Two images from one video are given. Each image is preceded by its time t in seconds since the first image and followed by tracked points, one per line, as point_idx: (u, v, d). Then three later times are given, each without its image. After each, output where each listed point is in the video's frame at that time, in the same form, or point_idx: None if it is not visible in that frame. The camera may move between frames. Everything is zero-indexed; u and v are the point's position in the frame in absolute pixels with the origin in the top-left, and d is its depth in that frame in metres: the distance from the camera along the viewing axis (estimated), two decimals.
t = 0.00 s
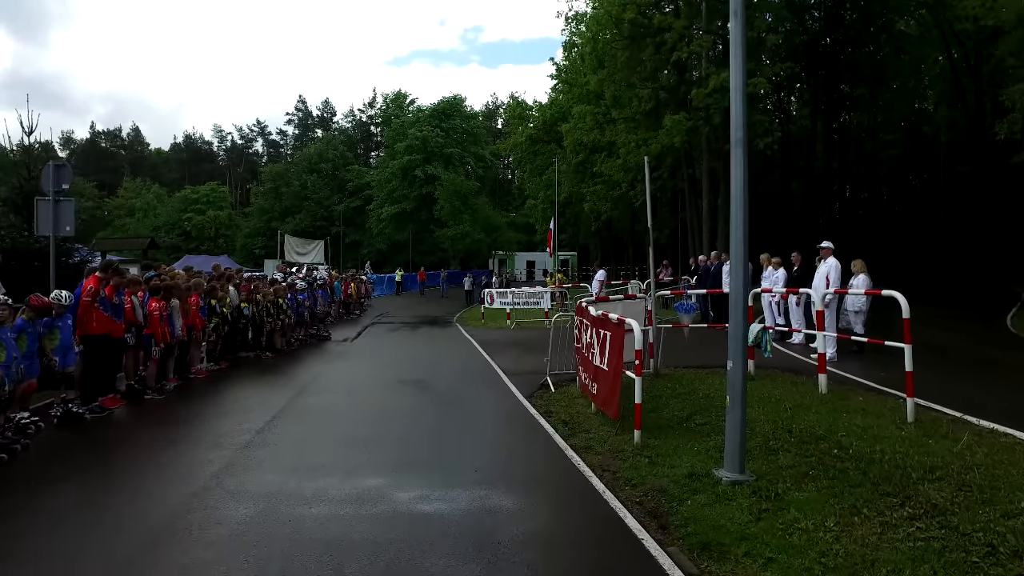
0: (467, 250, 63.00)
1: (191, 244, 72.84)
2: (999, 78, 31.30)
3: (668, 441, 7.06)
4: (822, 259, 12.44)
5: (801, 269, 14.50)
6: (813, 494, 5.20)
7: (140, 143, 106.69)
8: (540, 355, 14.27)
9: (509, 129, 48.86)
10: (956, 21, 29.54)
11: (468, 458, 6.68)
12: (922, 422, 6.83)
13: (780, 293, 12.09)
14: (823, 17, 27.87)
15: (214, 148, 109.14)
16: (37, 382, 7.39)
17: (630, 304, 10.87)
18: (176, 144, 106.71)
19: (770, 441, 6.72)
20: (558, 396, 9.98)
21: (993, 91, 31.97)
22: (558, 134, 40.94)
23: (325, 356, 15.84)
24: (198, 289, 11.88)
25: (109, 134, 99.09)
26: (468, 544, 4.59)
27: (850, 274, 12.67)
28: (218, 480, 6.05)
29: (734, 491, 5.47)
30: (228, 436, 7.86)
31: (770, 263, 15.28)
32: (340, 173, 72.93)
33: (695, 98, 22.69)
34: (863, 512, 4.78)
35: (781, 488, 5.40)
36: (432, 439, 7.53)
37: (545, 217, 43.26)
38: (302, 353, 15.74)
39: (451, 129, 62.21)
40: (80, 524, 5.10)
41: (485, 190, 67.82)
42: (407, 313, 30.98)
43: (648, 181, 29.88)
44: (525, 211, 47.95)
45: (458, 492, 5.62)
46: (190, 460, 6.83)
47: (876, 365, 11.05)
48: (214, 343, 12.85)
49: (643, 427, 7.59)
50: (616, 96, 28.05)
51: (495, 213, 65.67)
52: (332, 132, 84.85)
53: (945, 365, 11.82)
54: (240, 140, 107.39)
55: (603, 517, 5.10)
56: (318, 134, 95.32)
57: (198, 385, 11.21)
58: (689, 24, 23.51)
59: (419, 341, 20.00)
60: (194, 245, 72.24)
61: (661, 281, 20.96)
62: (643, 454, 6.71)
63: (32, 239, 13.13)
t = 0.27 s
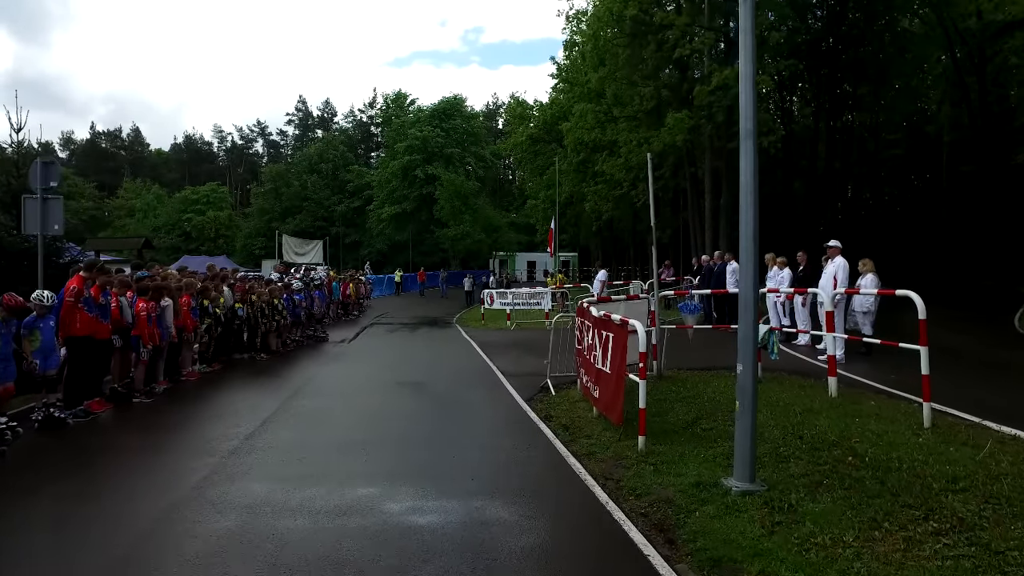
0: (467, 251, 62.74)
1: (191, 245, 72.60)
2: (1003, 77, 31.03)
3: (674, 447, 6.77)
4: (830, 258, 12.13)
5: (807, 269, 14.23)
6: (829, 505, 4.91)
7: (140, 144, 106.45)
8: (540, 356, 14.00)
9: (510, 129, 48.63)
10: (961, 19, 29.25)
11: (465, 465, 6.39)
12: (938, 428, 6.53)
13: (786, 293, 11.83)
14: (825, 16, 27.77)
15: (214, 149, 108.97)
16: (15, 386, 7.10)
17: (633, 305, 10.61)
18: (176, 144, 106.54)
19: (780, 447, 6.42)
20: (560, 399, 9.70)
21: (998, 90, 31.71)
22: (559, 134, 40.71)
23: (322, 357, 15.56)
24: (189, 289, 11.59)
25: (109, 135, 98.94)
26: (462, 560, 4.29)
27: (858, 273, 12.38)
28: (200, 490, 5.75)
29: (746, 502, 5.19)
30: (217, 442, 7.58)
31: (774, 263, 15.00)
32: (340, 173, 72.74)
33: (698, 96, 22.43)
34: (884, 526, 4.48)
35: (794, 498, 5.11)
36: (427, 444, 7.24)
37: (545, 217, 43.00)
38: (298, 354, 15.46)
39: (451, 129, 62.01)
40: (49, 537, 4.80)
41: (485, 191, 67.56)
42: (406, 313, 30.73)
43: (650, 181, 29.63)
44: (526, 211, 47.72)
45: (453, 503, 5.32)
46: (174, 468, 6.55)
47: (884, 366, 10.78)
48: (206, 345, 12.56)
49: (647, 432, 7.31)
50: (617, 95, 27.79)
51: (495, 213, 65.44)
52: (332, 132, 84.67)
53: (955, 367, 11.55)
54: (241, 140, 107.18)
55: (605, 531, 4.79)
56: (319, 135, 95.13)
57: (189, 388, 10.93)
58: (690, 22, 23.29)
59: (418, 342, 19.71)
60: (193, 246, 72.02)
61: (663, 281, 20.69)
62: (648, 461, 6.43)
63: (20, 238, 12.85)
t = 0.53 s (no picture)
0: (467, 251, 62.44)
1: (191, 244, 72.32)
2: (1008, 75, 30.71)
3: (682, 456, 6.49)
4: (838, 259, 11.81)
5: (814, 270, 13.94)
6: (848, 522, 4.62)
7: (140, 143, 106.13)
8: (541, 359, 13.73)
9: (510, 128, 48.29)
10: (965, 18, 28.93)
11: (463, 476, 6.11)
12: (959, 437, 6.24)
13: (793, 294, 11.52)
14: (827, 14, 27.40)
15: (214, 148, 108.66)
16: None
17: (636, 307, 10.32)
18: (176, 144, 106.29)
19: (793, 457, 6.14)
20: (561, 404, 9.41)
21: (1002, 89, 31.39)
22: (560, 133, 40.42)
23: (318, 359, 15.28)
24: (181, 290, 11.29)
25: (109, 134, 98.68)
26: None
27: (866, 274, 12.09)
28: (184, 504, 5.47)
29: (758, 517, 4.92)
30: (205, 449, 7.30)
31: (780, 263, 14.71)
32: (340, 173, 72.43)
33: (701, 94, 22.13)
34: (910, 547, 4.19)
35: (811, 514, 4.82)
36: (424, 453, 6.96)
37: (546, 217, 42.70)
38: (294, 357, 15.18)
39: (451, 128, 61.69)
40: (20, 556, 4.51)
41: (485, 190, 67.25)
42: (406, 314, 30.45)
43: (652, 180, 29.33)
44: (526, 210, 47.41)
45: (451, 518, 5.04)
46: (159, 478, 6.26)
47: (894, 369, 10.49)
48: (199, 347, 12.27)
49: (653, 440, 7.03)
50: (619, 93, 27.48)
51: (496, 213, 65.13)
52: (332, 132, 84.37)
53: (966, 370, 11.27)
54: (241, 140, 106.87)
55: (612, 550, 4.50)
56: (319, 134, 94.81)
57: (181, 393, 10.64)
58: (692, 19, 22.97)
59: (417, 344, 19.40)
60: (193, 245, 71.72)
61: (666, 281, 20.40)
62: (654, 472, 6.14)
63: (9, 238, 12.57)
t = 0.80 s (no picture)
0: (467, 252, 62.09)
1: (190, 245, 71.97)
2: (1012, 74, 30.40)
3: (688, 465, 6.20)
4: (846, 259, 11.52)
5: (820, 270, 13.63)
6: (868, 539, 4.33)
7: (139, 143, 105.77)
8: (541, 361, 13.44)
9: (510, 128, 47.98)
10: (969, 16, 28.62)
11: (456, 486, 5.83)
12: (980, 445, 5.94)
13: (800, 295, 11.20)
14: (830, 12, 27.09)
15: (213, 149, 108.33)
16: None
17: (639, 308, 10.01)
18: (176, 144, 105.93)
19: (805, 465, 5.85)
20: (562, 408, 9.10)
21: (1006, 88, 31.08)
22: (560, 132, 40.11)
23: (314, 361, 14.98)
24: (171, 291, 11.00)
25: (108, 135, 98.38)
26: None
27: (874, 274, 11.77)
28: (164, 517, 5.19)
29: (770, 532, 4.64)
30: (191, 457, 7.02)
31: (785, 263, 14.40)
32: (340, 173, 72.11)
33: (703, 91, 21.82)
34: (937, 567, 3.90)
35: (828, 529, 4.53)
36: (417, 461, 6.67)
37: (546, 216, 42.39)
38: (289, 359, 14.89)
39: (451, 128, 61.34)
40: None
41: (485, 190, 66.90)
42: (405, 315, 30.14)
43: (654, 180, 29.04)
44: (527, 210, 47.08)
45: (445, 533, 4.76)
46: (138, 489, 5.98)
47: (903, 371, 10.18)
48: (191, 349, 11.98)
49: (657, 448, 6.74)
50: (620, 92, 27.18)
51: (496, 213, 64.78)
52: (332, 132, 84.06)
53: (978, 373, 10.97)
54: (240, 140, 106.52)
55: (615, 569, 4.21)
56: (318, 134, 94.49)
57: (171, 396, 10.35)
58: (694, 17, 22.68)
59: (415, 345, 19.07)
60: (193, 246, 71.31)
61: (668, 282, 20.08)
62: (660, 482, 5.85)
63: None
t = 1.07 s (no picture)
0: (467, 252, 61.79)
1: (190, 245, 71.56)
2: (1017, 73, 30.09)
3: (693, 476, 5.90)
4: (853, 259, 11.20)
5: (825, 270, 13.32)
6: (890, 560, 4.03)
7: (139, 143, 105.34)
8: (540, 363, 13.15)
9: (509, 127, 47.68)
10: (973, 15, 28.33)
11: (445, 498, 5.54)
12: (1002, 455, 5.64)
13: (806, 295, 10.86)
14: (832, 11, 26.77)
15: (213, 148, 107.99)
16: None
17: (641, 309, 9.70)
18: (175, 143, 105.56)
19: (817, 476, 5.54)
20: (560, 413, 8.80)
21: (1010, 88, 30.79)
22: (560, 131, 39.82)
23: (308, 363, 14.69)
24: (159, 290, 10.68)
25: (108, 135, 98.04)
26: None
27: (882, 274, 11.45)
28: (137, 532, 4.89)
29: (782, 549, 4.35)
30: (172, 464, 6.73)
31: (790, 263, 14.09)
32: (339, 173, 71.81)
33: (705, 89, 21.53)
34: None
35: (845, 548, 4.23)
36: (408, 470, 6.38)
37: (546, 216, 42.07)
38: (283, 360, 14.59)
39: (451, 127, 61.04)
40: None
41: (485, 190, 66.61)
42: (403, 315, 29.84)
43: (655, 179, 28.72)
44: (527, 210, 46.78)
45: (435, 550, 4.45)
46: (113, 498, 5.69)
47: (912, 375, 9.88)
48: (181, 351, 11.67)
49: (660, 456, 6.45)
50: (621, 90, 26.85)
51: (496, 213, 64.47)
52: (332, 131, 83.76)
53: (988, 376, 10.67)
54: (240, 139, 106.16)
55: None
56: (318, 134, 94.18)
57: (158, 399, 10.04)
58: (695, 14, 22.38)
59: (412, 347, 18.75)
60: (192, 246, 70.92)
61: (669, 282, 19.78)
62: (664, 494, 5.55)
63: None
